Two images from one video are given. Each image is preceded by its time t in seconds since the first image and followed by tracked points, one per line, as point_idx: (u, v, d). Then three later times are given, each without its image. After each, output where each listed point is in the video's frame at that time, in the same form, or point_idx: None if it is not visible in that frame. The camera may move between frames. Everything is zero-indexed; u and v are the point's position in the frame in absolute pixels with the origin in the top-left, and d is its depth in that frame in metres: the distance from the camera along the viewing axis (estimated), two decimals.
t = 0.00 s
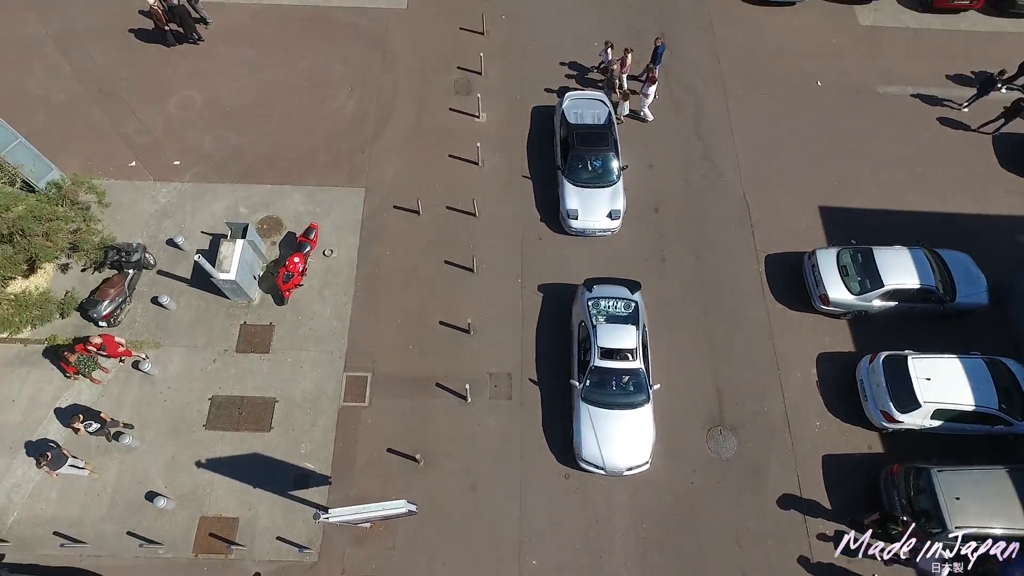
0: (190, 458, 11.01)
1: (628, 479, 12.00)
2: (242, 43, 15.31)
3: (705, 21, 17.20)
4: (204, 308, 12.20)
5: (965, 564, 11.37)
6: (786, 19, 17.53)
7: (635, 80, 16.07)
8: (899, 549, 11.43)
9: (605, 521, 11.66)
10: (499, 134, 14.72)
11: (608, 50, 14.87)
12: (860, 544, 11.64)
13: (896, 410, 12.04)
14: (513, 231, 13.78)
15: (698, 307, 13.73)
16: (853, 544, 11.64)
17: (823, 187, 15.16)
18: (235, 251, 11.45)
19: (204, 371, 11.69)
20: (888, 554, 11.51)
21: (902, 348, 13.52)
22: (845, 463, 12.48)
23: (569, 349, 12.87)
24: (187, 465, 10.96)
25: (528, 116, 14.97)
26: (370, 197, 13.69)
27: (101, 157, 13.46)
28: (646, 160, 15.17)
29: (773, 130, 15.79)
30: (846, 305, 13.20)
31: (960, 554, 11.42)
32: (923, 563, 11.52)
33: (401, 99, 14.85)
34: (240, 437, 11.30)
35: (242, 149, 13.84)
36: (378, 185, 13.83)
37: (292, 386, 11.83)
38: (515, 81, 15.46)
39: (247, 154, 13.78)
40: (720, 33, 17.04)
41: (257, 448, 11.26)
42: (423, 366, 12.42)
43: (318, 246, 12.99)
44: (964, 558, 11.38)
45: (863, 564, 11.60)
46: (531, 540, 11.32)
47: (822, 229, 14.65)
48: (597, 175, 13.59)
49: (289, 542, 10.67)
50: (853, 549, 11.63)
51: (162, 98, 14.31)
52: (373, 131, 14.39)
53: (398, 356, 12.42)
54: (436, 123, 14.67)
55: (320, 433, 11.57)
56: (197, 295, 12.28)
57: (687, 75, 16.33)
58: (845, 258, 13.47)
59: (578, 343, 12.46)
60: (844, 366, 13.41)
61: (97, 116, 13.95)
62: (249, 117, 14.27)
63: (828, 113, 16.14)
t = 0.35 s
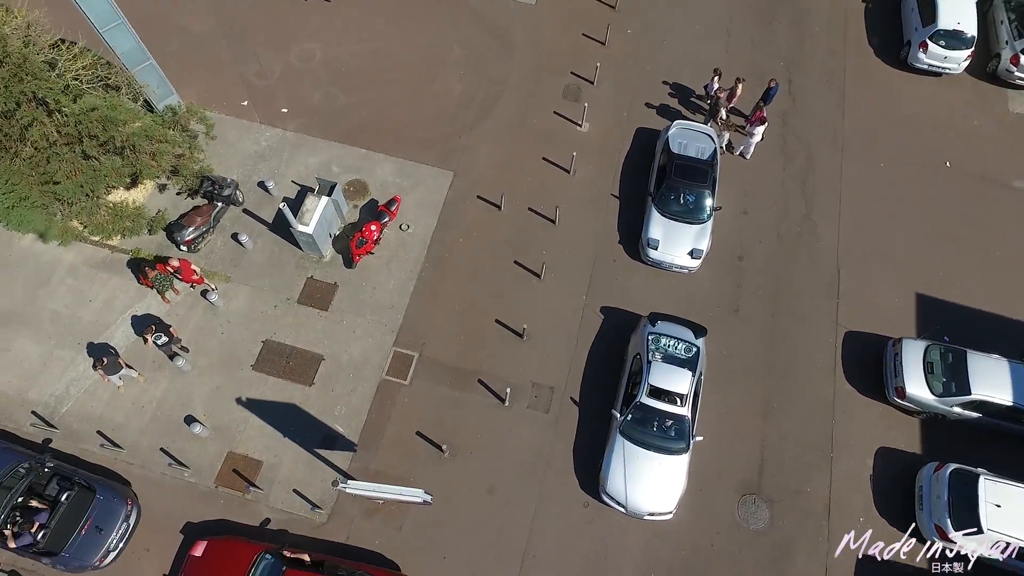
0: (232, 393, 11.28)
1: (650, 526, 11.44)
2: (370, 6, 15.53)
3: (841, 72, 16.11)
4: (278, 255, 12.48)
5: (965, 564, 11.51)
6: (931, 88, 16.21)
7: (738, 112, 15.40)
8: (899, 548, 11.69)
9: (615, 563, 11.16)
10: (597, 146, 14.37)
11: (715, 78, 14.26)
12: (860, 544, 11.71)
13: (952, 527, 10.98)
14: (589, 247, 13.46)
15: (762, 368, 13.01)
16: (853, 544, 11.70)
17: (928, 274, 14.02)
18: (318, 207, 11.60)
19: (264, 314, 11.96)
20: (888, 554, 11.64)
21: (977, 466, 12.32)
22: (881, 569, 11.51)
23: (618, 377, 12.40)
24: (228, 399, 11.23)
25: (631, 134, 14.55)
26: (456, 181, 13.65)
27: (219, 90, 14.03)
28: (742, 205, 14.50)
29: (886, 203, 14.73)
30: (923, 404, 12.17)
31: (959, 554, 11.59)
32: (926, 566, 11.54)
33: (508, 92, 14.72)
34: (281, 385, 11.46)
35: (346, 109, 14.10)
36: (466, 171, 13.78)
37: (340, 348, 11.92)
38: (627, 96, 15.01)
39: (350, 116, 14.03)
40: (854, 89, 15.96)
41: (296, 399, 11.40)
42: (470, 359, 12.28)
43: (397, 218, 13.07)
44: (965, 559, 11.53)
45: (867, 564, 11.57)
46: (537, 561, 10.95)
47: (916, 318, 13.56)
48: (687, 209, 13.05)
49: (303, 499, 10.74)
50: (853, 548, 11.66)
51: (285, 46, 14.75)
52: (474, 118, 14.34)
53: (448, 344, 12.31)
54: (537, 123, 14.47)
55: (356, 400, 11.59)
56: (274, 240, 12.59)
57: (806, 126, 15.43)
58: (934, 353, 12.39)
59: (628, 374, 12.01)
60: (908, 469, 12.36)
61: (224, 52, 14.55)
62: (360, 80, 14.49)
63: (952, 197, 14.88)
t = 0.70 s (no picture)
0: (283, 341, 11.52)
1: None
2: None
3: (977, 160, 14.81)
4: (356, 219, 12.66)
5: (966, 565, 11.36)
6: None
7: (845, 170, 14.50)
8: (898, 548, 11.52)
9: None
10: (693, 182, 13.85)
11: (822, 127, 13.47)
12: (859, 544, 11.52)
13: None
14: (661, 282, 13.00)
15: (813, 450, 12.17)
16: (853, 544, 11.52)
17: None
18: (404, 182, 11.66)
19: (329, 273, 12.15)
20: (888, 554, 11.47)
21: None
22: None
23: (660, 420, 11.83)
24: (278, 346, 11.48)
25: (731, 178, 13.95)
26: (542, 186, 13.47)
27: (339, 51, 14.37)
28: (831, 276, 13.65)
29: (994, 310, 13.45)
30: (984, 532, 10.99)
31: (958, 555, 11.46)
32: (926, 565, 11.40)
33: (616, 108, 14.40)
34: (329, 345, 11.61)
35: (453, 93, 14.16)
36: (555, 178, 13.57)
37: (393, 323, 11.93)
38: (737, 137, 14.37)
39: (455, 100, 14.09)
40: (988, 180, 14.63)
41: (339, 362, 11.51)
42: (516, 364, 12.03)
43: (477, 209, 13.00)
44: (965, 559, 11.40)
45: (866, 563, 11.39)
46: None
47: (1000, 441, 12.30)
48: (773, 267, 12.37)
49: (323, 461, 10.79)
50: (853, 549, 11.47)
51: (410, 19, 14.93)
52: (575, 127, 14.11)
53: (497, 345, 12.12)
54: (637, 145, 14.10)
55: (395, 377, 11.56)
56: (355, 204, 12.79)
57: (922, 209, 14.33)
58: (1008, 481, 11.13)
59: (669, 420, 11.46)
60: None
61: (352, 14, 14.88)
62: (473, 67, 14.52)
63: None
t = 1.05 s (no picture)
0: (332, 309, 11.69)
1: None
2: (612, 11, 15.22)
3: None
4: (425, 204, 12.72)
5: (966, 564, 11.28)
6: None
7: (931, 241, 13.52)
8: (899, 548, 11.35)
9: None
10: (772, 234, 13.24)
11: (909, 191, 12.96)
12: (860, 544, 11.33)
13: None
14: (717, 329, 12.47)
15: (845, 539, 11.34)
16: (853, 544, 11.32)
17: None
18: (479, 178, 11.59)
19: (389, 252, 12.25)
20: (889, 554, 11.30)
21: None
22: None
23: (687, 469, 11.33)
24: (325, 313, 11.65)
25: (813, 238, 13.26)
26: (615, 207, 13.17)
27: (443, 37, 14.46)
28: (903, 360, 12.69)
29: None
30: None
31: (958, 554, 11.36)
32: None
33: (706, 143, 13.92)
34: (374, 322, 11.68)
35: (545, 98, 14.02)
36: (629, 202, 13.25)
37: (439, 313, 11.89)
38: (829, 197, 13.63)
39: (546, 105, 13.95)
40: None
41: (380, 341, 11.56)
42: (552, 380, 11.72)
43: (545, 218, 12.83)
44: (965, 559, 11.33)
45: (867, 564, 11.22)
46: None
47: None
48: (839, 340, 11.66)
49: (347, 434, 10.87)
50: (854, 549, 11.28)
51: (517, 17, 14.85)
52: (660, 155, 13.72)
53: (538, 357, 11.84)
54: (721, 184, 13.59)
55: (431, 367, 11.50)
56: (428, 190, 12.83)
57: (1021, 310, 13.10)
58: None
59: (695, 471, 10.94)
60: None
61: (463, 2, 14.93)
62: (569, 75, 14.33)
63: None
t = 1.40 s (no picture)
0: (376, 293, 11.77)
1: None
2: (706, 40, 14.82)
3: None
4: (484, 203, 12.68)
5: (967, 565, 11.00)
6: None
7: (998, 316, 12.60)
8: (899, 548, 11.10)
9: None
10: (833, 294, 12.63)
11: (979, 260, 12.11)
12: (859, 544, 11.08)
13: None
14: (759, 382, 11.96)
15: None
16: (853, 544, 11.06)
17: None
18: (541, 189, 11.48)
19: (440, 245, 12.27)
20: (888, 554, 11.05)
21: None
22: None
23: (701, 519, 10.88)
24: (368, 295, 11.75)
25: (877, 306, 12.58)
26: (673, 239, 12.81)
27: (530, 42, 14.39)
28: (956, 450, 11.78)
29: None
30: None
31: (959, 554, 11.09)
32: None
33: (780, 189, 13.40)
34: (413, 312, 11.71)
35: (621, 117, 13.78)
36: (689, 236, 12.87)
37: (478, 315, 11.82)
38: (902, 266, 12.88)
39: (621, 125, 13.71)
40: None
41: (416, 332, 11.58)
42: (579, 402, 11.47)
43: (601, 238, 12.60)
44: (965, 558, 11.05)
45: (867, 564, 10.97)
46: None
47: None
48: (887, 417, 10.99)
49: (367, 418, 10.93)
50: (853, 548, 11.06)
51: (607, 32, 14.66)
52: (730, 193, 13.30)
53: (568, 376, 11.61)
54: (788, 234, 13.06)
55: (461, 366, 11.45)
56: (489, 190, 12.80)
57: None
58: None
59: (708, 522, 10.49)
60: None
61: (557, 10, 14.81)
62: (650, 98, 14.05)
63: None
